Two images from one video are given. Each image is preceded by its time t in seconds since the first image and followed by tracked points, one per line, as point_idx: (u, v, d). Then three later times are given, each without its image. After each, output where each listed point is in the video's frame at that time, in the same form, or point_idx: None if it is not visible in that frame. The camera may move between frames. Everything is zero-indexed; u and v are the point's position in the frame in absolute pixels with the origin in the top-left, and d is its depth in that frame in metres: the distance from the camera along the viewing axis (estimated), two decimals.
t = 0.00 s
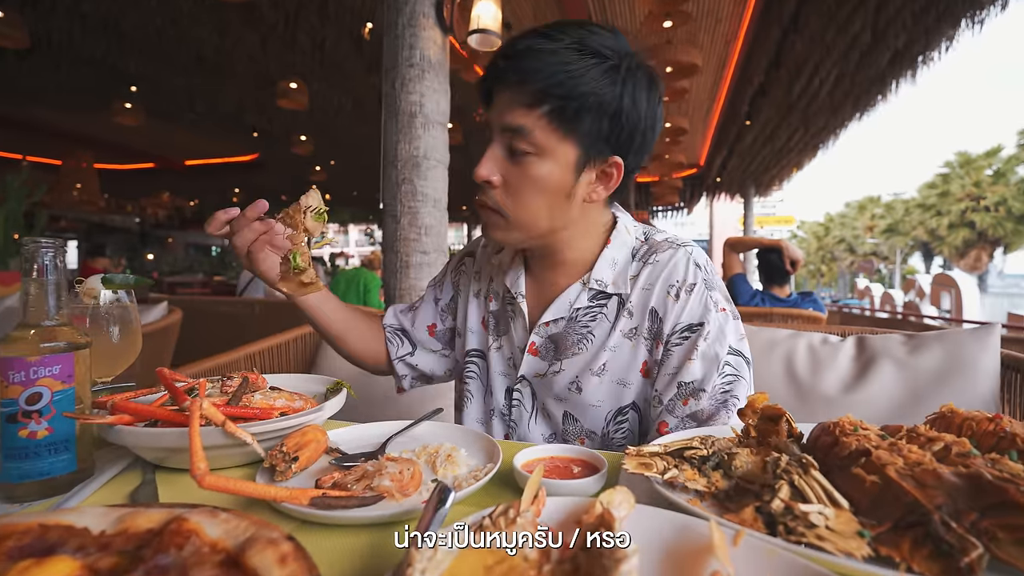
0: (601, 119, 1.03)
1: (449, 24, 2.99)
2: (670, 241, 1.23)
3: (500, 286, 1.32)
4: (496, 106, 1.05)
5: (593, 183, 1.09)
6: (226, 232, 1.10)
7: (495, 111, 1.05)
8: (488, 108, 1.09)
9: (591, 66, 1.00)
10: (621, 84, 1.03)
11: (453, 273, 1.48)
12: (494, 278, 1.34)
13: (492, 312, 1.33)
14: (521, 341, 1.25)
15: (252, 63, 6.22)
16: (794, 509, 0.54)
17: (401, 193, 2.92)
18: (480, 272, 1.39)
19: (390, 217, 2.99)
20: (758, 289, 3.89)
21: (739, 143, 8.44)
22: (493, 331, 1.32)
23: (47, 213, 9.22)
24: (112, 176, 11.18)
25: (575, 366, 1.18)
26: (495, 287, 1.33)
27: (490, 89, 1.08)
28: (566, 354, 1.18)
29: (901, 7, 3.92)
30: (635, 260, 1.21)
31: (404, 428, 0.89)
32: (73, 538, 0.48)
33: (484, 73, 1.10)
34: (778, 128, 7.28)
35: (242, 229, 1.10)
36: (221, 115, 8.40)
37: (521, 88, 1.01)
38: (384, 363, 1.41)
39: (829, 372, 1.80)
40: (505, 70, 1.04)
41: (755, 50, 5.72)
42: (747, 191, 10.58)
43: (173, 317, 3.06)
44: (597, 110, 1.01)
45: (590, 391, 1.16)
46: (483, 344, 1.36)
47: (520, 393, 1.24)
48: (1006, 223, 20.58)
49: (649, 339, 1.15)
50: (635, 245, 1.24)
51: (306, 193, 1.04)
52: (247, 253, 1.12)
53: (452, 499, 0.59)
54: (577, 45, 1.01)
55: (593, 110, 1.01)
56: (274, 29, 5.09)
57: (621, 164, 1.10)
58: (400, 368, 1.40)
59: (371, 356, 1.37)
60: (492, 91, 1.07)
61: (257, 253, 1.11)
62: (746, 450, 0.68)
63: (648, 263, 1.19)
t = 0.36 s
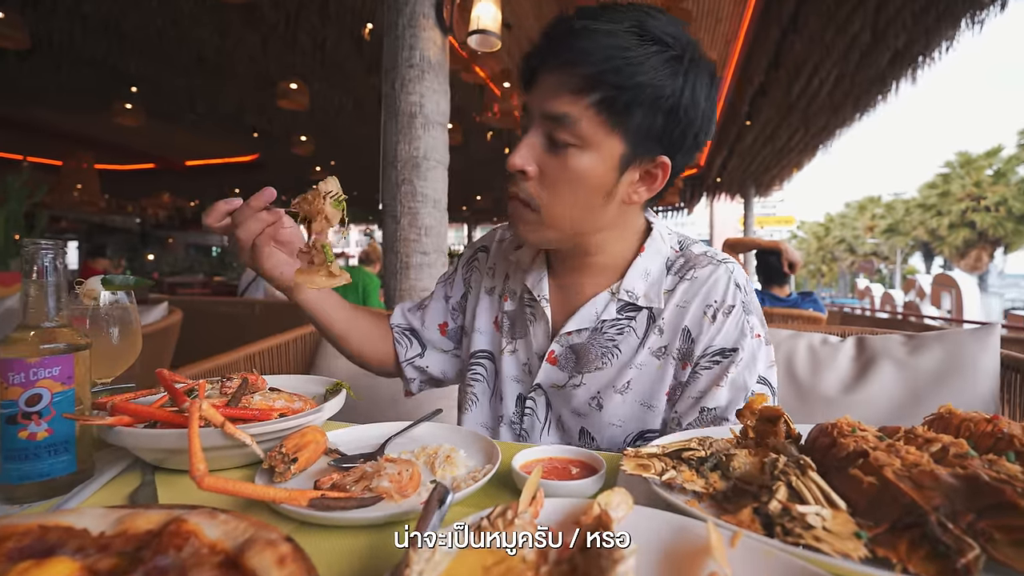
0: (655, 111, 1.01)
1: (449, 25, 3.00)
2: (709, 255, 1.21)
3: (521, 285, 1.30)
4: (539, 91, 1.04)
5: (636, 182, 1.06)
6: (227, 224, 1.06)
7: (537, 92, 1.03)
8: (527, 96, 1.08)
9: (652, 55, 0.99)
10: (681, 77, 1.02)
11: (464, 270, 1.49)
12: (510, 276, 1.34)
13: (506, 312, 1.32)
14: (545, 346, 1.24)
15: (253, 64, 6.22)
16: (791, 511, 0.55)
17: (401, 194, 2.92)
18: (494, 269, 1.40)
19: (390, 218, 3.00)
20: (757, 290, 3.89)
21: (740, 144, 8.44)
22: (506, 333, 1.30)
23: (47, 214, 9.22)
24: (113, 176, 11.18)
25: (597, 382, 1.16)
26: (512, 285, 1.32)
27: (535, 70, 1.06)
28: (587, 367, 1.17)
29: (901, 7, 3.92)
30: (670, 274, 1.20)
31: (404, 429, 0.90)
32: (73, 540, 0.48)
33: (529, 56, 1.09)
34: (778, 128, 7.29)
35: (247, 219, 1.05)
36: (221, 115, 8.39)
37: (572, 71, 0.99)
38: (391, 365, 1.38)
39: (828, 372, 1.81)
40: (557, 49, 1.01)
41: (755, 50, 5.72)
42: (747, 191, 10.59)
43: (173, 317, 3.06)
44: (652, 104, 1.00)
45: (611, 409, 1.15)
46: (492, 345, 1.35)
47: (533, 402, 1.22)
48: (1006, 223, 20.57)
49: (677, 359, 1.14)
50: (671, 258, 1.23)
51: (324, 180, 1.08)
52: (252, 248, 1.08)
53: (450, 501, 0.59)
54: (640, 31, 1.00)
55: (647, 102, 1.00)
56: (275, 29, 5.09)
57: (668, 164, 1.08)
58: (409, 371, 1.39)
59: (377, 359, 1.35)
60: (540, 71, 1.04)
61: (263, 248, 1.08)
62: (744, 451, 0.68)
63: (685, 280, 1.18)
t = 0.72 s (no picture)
0: (683, 108, 0.97)
1: (445, 25, 3.00)
2: (733, 275, 1.15)
3: (527, 289, 1.27)
4: (552, 84, 0.99)
5: (657, 186, 1.01)
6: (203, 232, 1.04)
7: (552, 87, 0.98)
8: (540, 89, 1.04)
9: (682, 45, 0.94)
10: (712, 71, 0.97)
11: (464, 270, 1.48)
12: (514, 280, 1.31)
13: (508, 318, 1.28)
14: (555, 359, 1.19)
15: (251, 63, 6.21)
16: (778, 520, 0.54)
17: (397, 194, 2.91)
18: (496, 270, 1.38)
19: (386, 219, 2.99)
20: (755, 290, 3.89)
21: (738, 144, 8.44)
22: (508, 340, 1.26)
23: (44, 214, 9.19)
24: (110, 176, 11.15)
25: (607, 404, 1.11)
26: (515, 289, 1.29)
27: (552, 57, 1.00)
28: (597, 385, 1.12)
29: (899, 7, 3.91)
30: (690, 292, 1.15)
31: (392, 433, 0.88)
32: (46, 551, 0.48)
33: (545, 41, 1.02)
34: (776, 129, 7.29)
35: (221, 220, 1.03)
36: (219, 115, 8.37)
37: (595, 61, 0.93)
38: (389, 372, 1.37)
39: (824, 373, 1.81)
40: (579, 34, 0.95)
41: (754, 50, 5.72)
42: (746, 191, 10.59)
43: (168, 318, 3.04)
44: (679, 102, 0.96)
45: (621, 431, 1.10)
46: (490, 351, 1.32)
47: (533, 415, 1.18)
48: (1004, 223, 20.60)
49: (694, 385, 1.09)
50: (690, 273, 1.17)
51: (308, 181, 1.06)
52: (234, 257, 1.07)
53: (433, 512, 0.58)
54: (671, 18, 0.94)
55: (674, 98, 0.95)
56: (272, 29, 5.07)
57: (692, 166, 1.03)
58: (406, 376, 1.37)
59: (375, 363, 1.33)
60: (559, 58, 0.98)
61: (245, 255, 1.07)
62: (732, 458, 0.67)
63: (707, 299, 1.12)
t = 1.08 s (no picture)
0: (686, 125, 0.97)
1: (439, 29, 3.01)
2: (735, 301, 1.15)
3: (524, 304, 1.28)
4: (552, 100, 1.00)
5: (658, 203, 1.02)
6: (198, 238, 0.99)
7: (552, 103, 0.99)
8: (539, 105, 1.04)
9: (684, 61, 0.95)
10: (716, 88, 0.98)
11: (460, 281, 1.48)
12: (511, 294, 1.33)
13: (505, 334, 1.29)
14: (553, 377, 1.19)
15: (244, 64, 6.19)
16: (754, 542, 0.55)
17: (390, 199, 2.91)
18: (493, 282, 1.39)
19: (379, 224, 2.99)
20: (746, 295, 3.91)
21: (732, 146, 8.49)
22: (503, 357, 1.26)
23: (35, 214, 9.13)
24: (102, 176, 11.08)
25: (602, 427, 1.12)
26: (512, 304, 1.31)
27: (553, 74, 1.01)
28: (592, 408, 1.12)
29: (890, 12, 3.95)
30: (691, 317, 1.14)
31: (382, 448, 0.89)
32: None
33: (546, 57, 1.04)
34: (769, 131, 7.34)
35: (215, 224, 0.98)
36: (212, 115, 8.34)
37: (597, 77, 0.94)
38: (382, 382, 1.38)
39: (812, 381, 1.82)
40: (580, 50, 0.96)
41: (747, 53, 5.75)
42: (739, 192, 10.65)
43: (160, 322, 3.03)
44: (682, 119, 0.96)
45: (614, 453, 1.12)
46: (485, 365, 1.33)
47: (527, 433, 1.19)
48: (994, 224, 20.82)
49: (690, 412, 1.09)
50: (690, 296, 1.17)
51: (307, 192, 1.08)
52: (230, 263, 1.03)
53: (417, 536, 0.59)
54: (673, 34, 0.95)
55: (677, 116, 0.96)
56: (266, 30, 5.06)
57: (694, 184, 1.04)
58: (400, 387, 1.38)
59: (367, 373, 1.35)
60: (561, 74, 0.98)
61: (239, 264, 1.04)
62: (713, 477, 0.69)
63: (707, 326, 1.11)
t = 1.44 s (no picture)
0: (685, 159, 0.99)
1: (433, 38, 3.01)
2: (729, 327, 1.17)
3: (520, 325, 1.32)
4: (550, 131, 1.01)
5: (656, 233, 1.05)
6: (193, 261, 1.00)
7: (551, 134, 1.01)
8: (537, 133, 1.06)
9: (682, 98, 0.97)
10: (714, 123, 1.00)
11: (456, 298, 1.51)
12: (507, 314, 1.36)
13: (501, 354, 1.32)
14: (551, 399, 1.23)
15: (238, 65, 6.17)
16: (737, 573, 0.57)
17: (385, 207, 2.92)
18: (489, 302, 1.42)
19: (374, 231, 3.00)
20: (738, 300, 3.94)
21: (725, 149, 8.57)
22: (500, 377, 1.31)
23: (25, 214, 9.05)
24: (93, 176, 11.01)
25: (598, 450, 1.15)
26: (509, 324, 1.34)
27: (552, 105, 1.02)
28: (588, 432, 1.15)
29: (881, 18, 4.00)
30: (686, 343, 1.16)
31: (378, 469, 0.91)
32: None
33: (545, 87, 1.06)
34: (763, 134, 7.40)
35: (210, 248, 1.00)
36: (205, 116, 8.30)
37: (596, 113, 0.95)
38: (377, 400, 1.40)
39: (801, 391, 1.85)
40: (579, 86, 0.97)
41: (740, 57, 5.80)
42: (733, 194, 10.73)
43: (155, 329, 3.03)
44: (681, 154, 0.98)
45: (608, 476, 1.15)
46: (482, 385, 1.37)
47: (523, 454, 1.23)
48: (983, 226, 21.05)
49: (685, 437, 1.11)
50: (685, 322, 1.19)
51: (305, 217, 1.09)
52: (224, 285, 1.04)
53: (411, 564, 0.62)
54: (671, 70, 0.97)
55: (676, 151, 0.98)
56: (260, 31, 5.05)
57: (691, 214, 1.07)
58: (395, 404, 1.40)
59: (361, 392, 1.35)
60: (560, 107, 1.00)
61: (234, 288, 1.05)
62: (700, 503, 0.71)
63: (703, 352, 1.13)
